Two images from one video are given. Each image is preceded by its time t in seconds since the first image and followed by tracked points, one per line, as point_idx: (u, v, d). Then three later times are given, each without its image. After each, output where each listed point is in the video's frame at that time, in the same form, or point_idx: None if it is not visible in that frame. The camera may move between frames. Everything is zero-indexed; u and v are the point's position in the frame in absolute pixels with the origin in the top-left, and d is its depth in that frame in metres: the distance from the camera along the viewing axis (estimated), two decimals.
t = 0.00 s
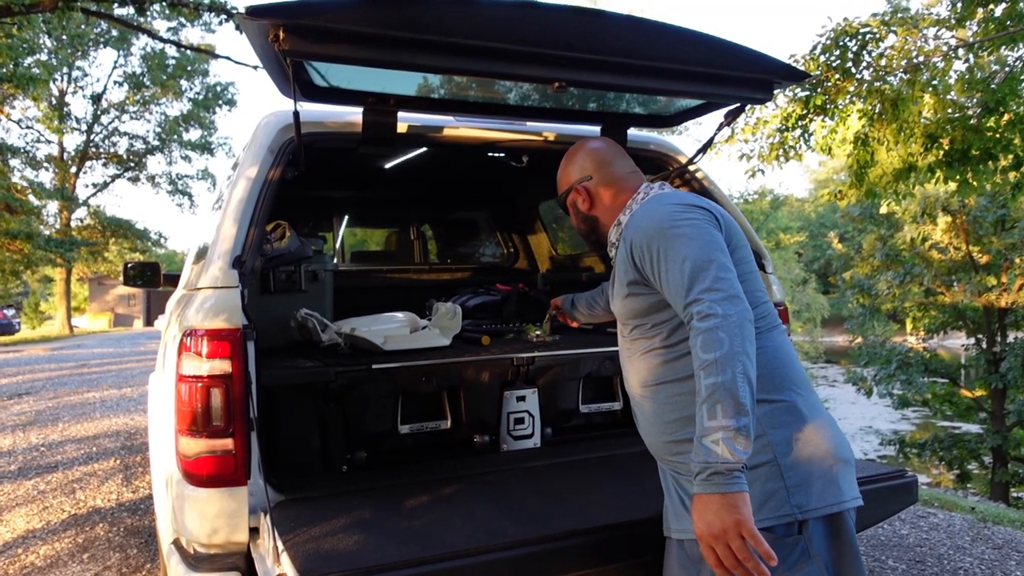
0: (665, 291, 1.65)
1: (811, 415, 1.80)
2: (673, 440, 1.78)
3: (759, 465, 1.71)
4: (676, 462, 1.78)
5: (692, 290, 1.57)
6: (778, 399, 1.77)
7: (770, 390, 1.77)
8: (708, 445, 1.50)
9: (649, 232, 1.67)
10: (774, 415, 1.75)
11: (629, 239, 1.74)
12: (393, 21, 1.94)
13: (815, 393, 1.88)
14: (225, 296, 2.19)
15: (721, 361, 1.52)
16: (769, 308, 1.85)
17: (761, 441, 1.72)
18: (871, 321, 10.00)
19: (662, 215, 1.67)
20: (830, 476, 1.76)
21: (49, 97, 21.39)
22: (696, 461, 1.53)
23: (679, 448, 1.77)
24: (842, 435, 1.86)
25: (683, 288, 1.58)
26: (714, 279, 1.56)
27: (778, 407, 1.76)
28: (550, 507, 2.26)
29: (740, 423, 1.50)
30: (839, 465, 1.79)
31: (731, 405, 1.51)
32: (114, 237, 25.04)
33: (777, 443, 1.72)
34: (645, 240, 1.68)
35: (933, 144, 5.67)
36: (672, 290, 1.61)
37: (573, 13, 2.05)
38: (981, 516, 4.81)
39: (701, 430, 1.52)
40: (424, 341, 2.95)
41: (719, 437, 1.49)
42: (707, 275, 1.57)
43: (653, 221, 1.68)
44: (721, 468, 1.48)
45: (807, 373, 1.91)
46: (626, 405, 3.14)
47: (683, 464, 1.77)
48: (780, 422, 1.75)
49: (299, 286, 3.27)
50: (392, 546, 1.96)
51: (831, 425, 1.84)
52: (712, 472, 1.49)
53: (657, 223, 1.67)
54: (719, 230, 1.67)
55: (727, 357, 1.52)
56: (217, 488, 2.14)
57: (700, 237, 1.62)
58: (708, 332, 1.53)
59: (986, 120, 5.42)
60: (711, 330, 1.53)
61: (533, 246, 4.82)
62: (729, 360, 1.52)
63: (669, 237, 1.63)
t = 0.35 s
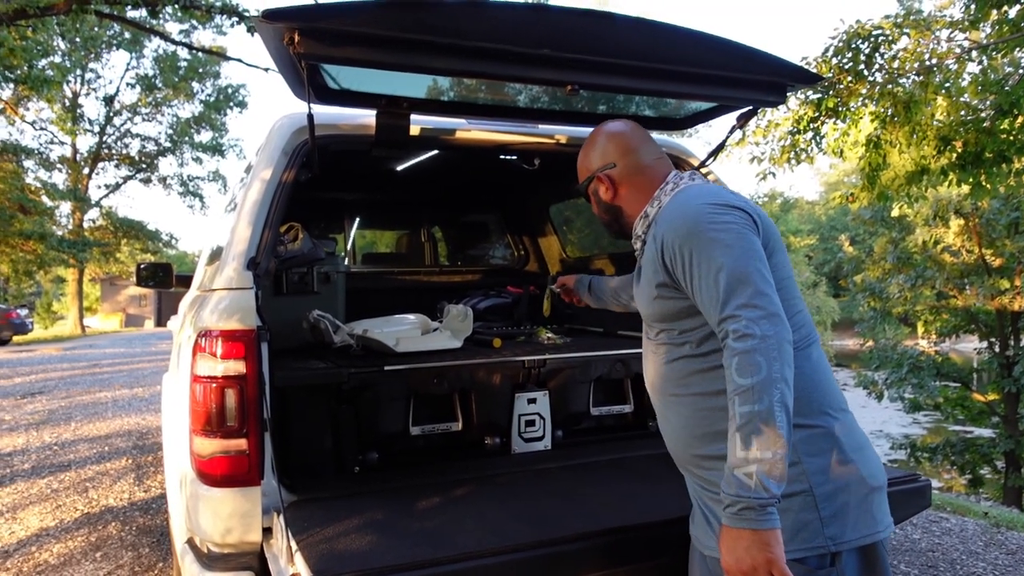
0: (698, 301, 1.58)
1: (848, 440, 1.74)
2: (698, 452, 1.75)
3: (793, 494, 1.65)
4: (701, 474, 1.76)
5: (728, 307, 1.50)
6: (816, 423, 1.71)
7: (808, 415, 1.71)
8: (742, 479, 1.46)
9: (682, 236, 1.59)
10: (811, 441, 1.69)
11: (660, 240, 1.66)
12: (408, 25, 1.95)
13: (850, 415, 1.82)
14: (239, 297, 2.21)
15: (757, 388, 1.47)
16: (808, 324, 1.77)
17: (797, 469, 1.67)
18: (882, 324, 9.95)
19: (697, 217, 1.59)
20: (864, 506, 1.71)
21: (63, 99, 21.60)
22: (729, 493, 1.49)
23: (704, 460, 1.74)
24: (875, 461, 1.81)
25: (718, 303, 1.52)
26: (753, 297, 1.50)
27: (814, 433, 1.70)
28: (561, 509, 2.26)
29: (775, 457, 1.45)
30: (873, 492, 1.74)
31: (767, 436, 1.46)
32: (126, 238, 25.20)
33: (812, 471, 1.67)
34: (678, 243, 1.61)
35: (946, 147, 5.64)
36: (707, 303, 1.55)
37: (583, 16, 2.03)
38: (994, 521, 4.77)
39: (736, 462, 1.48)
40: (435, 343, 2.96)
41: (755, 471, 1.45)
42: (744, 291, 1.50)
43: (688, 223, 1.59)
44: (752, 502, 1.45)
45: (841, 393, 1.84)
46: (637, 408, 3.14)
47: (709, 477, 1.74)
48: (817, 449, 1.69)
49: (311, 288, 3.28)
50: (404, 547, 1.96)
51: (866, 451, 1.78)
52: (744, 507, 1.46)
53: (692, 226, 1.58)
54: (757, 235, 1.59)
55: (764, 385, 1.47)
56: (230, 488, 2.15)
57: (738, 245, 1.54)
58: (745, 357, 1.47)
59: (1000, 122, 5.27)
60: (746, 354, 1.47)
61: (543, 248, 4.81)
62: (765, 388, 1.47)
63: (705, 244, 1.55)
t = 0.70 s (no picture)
0: (748, 323, 1.37)
1: (881, 487, 1.55)
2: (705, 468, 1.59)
3: (814, 540, 1.46)
4: (705, 491, 1.60)
5: (783, 340, 1.30)
6: (851, 468, 1.52)
7: (844, 459, 1.51)
8: (750, 526, 1.30)
9: (744, 243, 1.37)
10: (841, 488, 1.50)
11: (716, 239, 1.43)
12: (422, 30, 1.96)
13: (884, 458, 1.63)
14: (252, 301, 2.23)
15: (797, 437, 1.28)
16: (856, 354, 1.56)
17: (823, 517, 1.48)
18: (895, 330, 9.88)
19: (766, 226, 1.36)
20: (890, 558, 1.53)
21: (77, 104, 21.83)
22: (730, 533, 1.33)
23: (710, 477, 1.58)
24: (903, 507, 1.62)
25: (774, 331, 1.31)
26: (811, 334, 1.29)
27: (846, 476, 1.51)
28: (571, 513, 2.26)
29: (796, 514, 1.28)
30: (898, 542, 1.56)
31: (795, 493, 1.28)
32: (139, 241, 25.37)
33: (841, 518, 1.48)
34: (736, 250, 1.38)
35: (959, 151, 5.61)
36: (759, 327, 1.34)
37: (592, 20, 2.06)
38: (1009, 529, 4.73)
39: (748, 506, 1.31)
40: (446, 347, 2.97)
41: (767, 523, 1.28)
42: (803, 327, 1.29)
43: (754, 228, 1.36)
44: (755, 554, 1.28)
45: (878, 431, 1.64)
46: (647, 413, 3.13)
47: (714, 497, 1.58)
48: (847, 497, 1.50)
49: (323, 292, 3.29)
50: (414, 550, 1.97)
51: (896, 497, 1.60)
52: (744, 555, 1.29)
53: (758, 233, 1.35)
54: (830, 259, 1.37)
55: (805, 436, 1.28)
56: (243, 490, 2.16)
57: (808, 270, 1.31)
58: (791, 401, 1.28)
59: (1013, 126, 5.28)
60: (793, 399, 1.28)
61: (554, 253, 4.81)
62: (807, 440, 1.28)
63: (768, 258, 1.33)
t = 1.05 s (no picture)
0: (809, 353, 1.33)
1: (906, 502, 1.53)
2: (729, 481, 1.55)
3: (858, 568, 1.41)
4: (732, 509, 1.55)
5: (854, 379, 1.27)
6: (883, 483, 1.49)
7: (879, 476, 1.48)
8: None
9: (815, 269, 1.32)
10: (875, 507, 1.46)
11: (780, 260, 1.38)
12: (425, 33, 1.96)
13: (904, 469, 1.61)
14: (254, 303, 2.23)
15: (863, 486, 1.26)
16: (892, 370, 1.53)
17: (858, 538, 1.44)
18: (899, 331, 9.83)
19: (840, 250, 1.30)
20: None
21: (81, 108, 21.90)
22: None
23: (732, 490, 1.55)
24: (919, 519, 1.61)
25: (844, 368, 1.28)
26: (882, 377, 1.27)
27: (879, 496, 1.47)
28: (574, 515, 2.26)
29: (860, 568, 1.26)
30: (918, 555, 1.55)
31: (863, 544, 1.26)
32: (142, 244, 25.40)
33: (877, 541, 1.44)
34: (804, 275, 1.33)
35: (963, 153, 5.59)
36: (825, 360, 1.30)
37: (594, 22, 2.04)
38: (1014, 531, 4.70)
39: (816, 560, 1.28)
40: (448, 348, 2.97)
41: None
42: (873, 368, 1.27)
43: (828, 254, 1.31)
44: None
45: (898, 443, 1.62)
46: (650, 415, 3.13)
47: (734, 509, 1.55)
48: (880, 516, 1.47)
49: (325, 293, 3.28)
50: (417, 552, 1.97)
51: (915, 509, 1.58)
52: None
53: (833, 260, 1.30)
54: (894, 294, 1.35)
55: (872, 484, 1.26)
56: (245, 493, 2.16)
57: (880, 306, 1.28)
58: (860, 446, 1.26)
59: (1017, 127, 5.27)
60: (861, 446, 1.26)
61: (556, 255, 4.81)
62: (874, 488, 1.26)
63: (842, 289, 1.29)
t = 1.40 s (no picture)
0: (810, 332, 1.33)
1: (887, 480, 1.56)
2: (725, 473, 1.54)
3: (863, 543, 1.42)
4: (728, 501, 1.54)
5: (861, 353, 1.28)
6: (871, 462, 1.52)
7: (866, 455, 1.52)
8: (859, 558, 1.24)
9: (812, 249, 1.33)
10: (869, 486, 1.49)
11: (775, 244, 1.39)
12: (419, 30, 1.95)
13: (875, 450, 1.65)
14: (249, 302, 2.22)
15: (883, 456, 1.26)
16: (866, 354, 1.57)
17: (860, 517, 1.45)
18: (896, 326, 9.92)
19: (832, 233, 1.33)
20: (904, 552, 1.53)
21: (75, 108, 21.83)
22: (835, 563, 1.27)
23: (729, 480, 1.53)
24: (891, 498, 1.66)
25: (848, 344, 1.28)
26: (883, 349, 1.29)
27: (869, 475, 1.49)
28: (572, 512, 2.26)
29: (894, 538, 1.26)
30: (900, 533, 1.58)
31: (891, 514, 1.26)
32: (138, 244, 25.35)
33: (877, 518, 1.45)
34: (800, 257, 1.34)
35: (958, 147, 5.60)
36: (828, 337, 1.30)
37: (588, 18, 2.04)
38: (1010, 524, 4.72)
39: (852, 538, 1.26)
40: (443, 346, 2.97)
41: (874, 550, 1.24)
42: (877, 341, 1.28)
43: (823, 235, 1.33)
44: None
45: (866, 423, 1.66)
46: (647, 411, 3.13)
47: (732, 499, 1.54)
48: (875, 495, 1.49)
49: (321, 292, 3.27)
50: (414, 550, 1.97)
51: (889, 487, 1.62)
52: None
53: (828, 241, 1.32)
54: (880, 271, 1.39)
55: (892, 454, 1.26)
56: (241, 492, 2.16)
57: (872, 281, 1.31)
58: (874, 417, 1.26)
59: (1012, 121, 5.27)
60: (876, 417, 1.26)
61: (553, 252, 4.81)
62: (894, 458, 1.27)
63: (840, 268, 1.30)
